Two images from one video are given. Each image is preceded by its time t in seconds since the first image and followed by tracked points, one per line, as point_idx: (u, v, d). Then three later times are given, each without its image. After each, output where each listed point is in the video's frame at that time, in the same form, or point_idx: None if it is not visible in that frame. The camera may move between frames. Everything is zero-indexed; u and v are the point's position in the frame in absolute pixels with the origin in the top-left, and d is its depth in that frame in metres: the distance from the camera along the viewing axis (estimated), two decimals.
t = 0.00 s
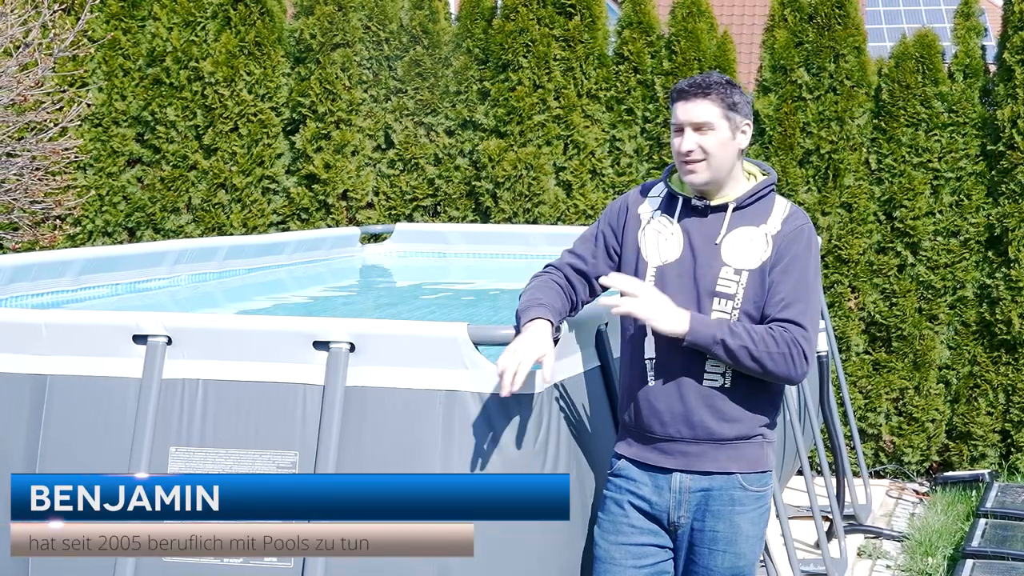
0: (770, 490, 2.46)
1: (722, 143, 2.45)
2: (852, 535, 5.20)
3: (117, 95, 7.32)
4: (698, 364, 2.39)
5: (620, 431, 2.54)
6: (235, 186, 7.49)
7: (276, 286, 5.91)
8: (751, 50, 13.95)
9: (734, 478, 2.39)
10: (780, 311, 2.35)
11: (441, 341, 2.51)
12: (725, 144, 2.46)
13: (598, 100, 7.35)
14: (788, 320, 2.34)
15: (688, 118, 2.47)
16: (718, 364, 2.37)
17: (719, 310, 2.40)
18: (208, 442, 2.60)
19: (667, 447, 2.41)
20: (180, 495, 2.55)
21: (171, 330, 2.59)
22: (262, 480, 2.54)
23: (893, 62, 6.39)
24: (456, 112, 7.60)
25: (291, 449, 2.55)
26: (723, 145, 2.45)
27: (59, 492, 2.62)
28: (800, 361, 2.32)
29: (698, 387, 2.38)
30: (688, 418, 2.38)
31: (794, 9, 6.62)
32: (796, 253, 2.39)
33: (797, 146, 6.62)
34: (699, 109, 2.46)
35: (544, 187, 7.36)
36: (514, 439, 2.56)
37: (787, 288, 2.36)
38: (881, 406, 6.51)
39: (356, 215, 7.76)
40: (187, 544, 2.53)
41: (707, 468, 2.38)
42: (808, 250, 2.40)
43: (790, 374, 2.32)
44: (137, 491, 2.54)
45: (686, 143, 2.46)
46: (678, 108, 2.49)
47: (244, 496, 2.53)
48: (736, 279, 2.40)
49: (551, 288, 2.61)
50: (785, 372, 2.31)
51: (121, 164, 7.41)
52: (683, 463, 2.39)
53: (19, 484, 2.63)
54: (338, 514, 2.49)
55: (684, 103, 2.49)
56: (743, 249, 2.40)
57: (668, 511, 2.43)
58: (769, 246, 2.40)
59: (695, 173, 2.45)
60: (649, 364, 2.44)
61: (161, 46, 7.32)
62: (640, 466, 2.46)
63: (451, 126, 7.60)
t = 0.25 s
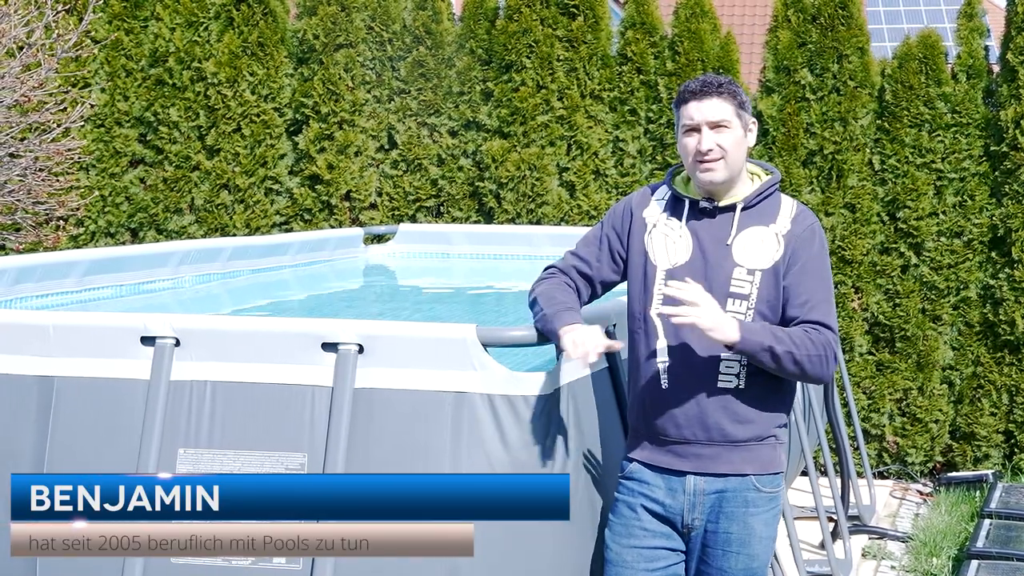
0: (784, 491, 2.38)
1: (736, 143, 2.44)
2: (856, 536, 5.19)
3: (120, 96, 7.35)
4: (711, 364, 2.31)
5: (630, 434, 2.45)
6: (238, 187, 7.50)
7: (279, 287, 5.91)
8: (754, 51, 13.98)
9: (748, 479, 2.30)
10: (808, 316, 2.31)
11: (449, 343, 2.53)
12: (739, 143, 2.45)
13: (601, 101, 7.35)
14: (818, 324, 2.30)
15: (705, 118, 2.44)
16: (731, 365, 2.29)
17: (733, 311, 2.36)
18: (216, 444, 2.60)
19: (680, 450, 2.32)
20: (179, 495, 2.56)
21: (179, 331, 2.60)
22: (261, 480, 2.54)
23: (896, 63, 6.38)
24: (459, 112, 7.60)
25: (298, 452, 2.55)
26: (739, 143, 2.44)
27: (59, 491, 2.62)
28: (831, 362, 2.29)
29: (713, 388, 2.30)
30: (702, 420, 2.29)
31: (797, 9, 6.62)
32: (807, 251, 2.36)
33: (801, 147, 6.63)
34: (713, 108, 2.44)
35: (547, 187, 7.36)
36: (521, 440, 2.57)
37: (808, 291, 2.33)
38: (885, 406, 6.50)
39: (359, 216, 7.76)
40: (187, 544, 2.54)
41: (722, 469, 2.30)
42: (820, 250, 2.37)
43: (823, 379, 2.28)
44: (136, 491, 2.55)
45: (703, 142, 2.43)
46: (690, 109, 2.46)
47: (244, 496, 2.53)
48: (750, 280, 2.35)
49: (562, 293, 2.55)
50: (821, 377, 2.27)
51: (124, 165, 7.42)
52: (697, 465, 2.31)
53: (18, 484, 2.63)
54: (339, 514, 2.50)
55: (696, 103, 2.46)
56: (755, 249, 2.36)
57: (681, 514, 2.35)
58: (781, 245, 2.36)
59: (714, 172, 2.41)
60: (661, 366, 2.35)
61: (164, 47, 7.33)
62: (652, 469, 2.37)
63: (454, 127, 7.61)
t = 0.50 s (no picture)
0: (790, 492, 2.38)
1: (735, 151, 2.40)
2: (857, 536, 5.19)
3: (119, 97, 7.34)
4: (719, 368, 2.31)
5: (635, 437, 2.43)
6: (238, 188, 7.49)
7: (280, 288, 5.90)
8: (754, 50, 13.98)
9: (755, 481, 2.30)
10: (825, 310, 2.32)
11: (455, 345, 2.44)
12: (738, 150, 2.41)
13: (601, 102, 7.35)
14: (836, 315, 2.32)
15: (703, 131, 2.39)
16: (738, 368, 2.30)
17: (741, 313, 2.31)
18: (222, 446, 2.52)
19: (689, 453, 2.31)
20: (180, 495, 2.49)
21: (185, 334, 2.52)
22: (261, 480, 2.46)
23: (896, 64, 6.38)
24: (459, 113, 7.61)
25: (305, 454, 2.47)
26: (737, 152, 2.40)
27: (59, 492, 2.56)
28: (854, 355, 2.31)
29: (720, 390, 2.29)
30: (711, 422, 2.29)
31: (797, 11, 6.62)
32: (812, 252, 2.36)
33: (801, 148, 6.63)
34: (709, 119, 2.39)
35: (547, 189, 7.36)
36: (528, 443, 2.47)
37: (818, 288, 2.33)
38: (885, 407, 6.49)
39: (359, 217, 7.75)
40: (187, 544, 2.46)
41: (730, 472, 2.29)
42: (826, 248, 2.37)
43: (845, 367, 2.30)
44: (137, 491, 2.48)
45: (703, 155, 2.39)
46: (687, 121, 2.40)
47: (244, 496, 2.45)
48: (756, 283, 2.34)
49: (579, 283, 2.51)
50: (846, 363, 2.29)
51: (123, 165, 7.42)
52: (706, 469, 2.30)
53: (18, 484, 2.56)
54: (338, 515, 2.41)
55: (692, 116, 2.41)
56: (761, 250, 2.35)
57: (690, 516, 2.33)
58: (785, 246, 2.36)
59: (716, 183, 2.38)
60: (669, 370, 2.33)
61: (164, 48, 7.32)
62: (661, 471, 2.35)
63: (454, 128, 7.61)
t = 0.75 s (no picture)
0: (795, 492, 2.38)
1: (735, 151, 2.37)
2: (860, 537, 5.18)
3: (120, 98, 7.33)
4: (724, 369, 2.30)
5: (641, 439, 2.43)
6: (239, 188, 7.49)
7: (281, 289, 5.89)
8: (756, 52, 13.98)
9: (761, 482, 2.30)
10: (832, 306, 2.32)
11: (462, 347, 2.42)
12: (738, 151, 2.39)
13: (602, 102, 7.35)
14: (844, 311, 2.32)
15: (703, 131, 2.37)
16: (743, 368, 2.30)
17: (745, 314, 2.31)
18: (229, 447, 2.49)
19: (696, 455, 2.31)
20: (179, 495, 2.46)
21: (192, 335, 2.50)
22: (261, 480, 2.43)
23: (898, 65, 6.38)
24: (461, 114, 7.61)
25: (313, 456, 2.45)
26: (738, 152, 2.38)
27: (59, 492, 2.52)
28: (861, 352, 2.30)
29: (726, 392, 2.29)
30: (717, 424, 2.28)
31: (799, 11, 6.65)
32: (815, 252, 2.34)
33: (803, 148, 6.63)
34: (709, 120, 2.37)
35: (548, 189, 7.36)
36: (535, 444, 2.45)
37: (823, 286, 2.33)
38: (887, 408, 6.47)
39: (360, 218, 7.74)
40: (187, 544, 2.44)
41: (736, 473, 2.29)
42: (830, 246, 2.36)
43: (851, 363, 2.30)
44: (137, 491, 2.46)
45: (703, 155, 2.37)
46: (687, 122, 2.38)
47: (244, 496, 2.43)
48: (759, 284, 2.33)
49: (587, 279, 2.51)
50: (852, 359, 2.29)
51: (124, 166, 7.41)
52: (712, 470, 2.30)
53: (18, 484, 2.52)
54: (338, 514, 2.40)
55: (692, 117, 2.38)
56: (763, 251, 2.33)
57: (696, 517, 2.33)
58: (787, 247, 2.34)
59: (717, 183, 2.36)
60: (674, 372, 2.33)
61: (165, 49, 7.33)
62: (667, 473, 2.34)
63: (455, 128, 7.62)
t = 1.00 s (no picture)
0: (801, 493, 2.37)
1: (736, 150, 2.36)
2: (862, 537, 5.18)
3: (120, 98, 7.33)
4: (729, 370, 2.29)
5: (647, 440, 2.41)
6: (239, 189, 7.49)
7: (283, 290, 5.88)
8: (757, 53, 14.00)
9: (768, 483, 2.29)
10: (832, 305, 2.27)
11: (469, 348, 2.43)
12: (739, 150, 2.38)
13: (603, 103, 7.35)
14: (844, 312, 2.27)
15: (704, 130, 2.36)
16: (749, 368, 2.27)
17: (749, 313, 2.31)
18: (237, 448, 2.48)
19: (702, 455, 2.29)
20: (180, 495, 2.43)
21: (199, 336, 2.49)
22: (262, 480, 2.43)
23: (898, 65, 6.38)
24: (461, 114, 7.62)
25: (320, 457, 2.44)
26: (738, 152, 2.37)
27: (59, 492, 2.50)
28: (860, 350, 2.25)
29: (732, 392, 2.27)
30: (723, 424, 2.26)
31: (800, 11, 6.66)
32: (819, 250, 2.31)
33: (803, 148, 6.65)
34: (709, 118, 2.36)
35: (549, 189, 7.36)
36: (543, 445, 2.45)
37: (823, 283, 2.29)
38: (888, 408, 6.46)
39: (361, 218, 7.73)
40: (187, 544, 2.41)
41: (742, 474, 2.27)
42: (831, 244, 2.32)
43: (853, 366, 2.26)
44: (136, 492, 2.46)
45: (704, 154, 2.35)
46: (687, 121, 2.37)
47: (244, 496, 2.42)
48: (762, 283, 2.32)
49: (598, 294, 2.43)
50: (849, 361, 2.24)
51: (124, 166, 7.40)
52: (719, 470, 2.27)
53: (18, 484, 2.50)
54: (341, 514, 2.38)
55: (693, 116, 2.38)
56: (765, 250, 2.32)
57: (703, 518, 2.31)
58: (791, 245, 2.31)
59: (718, 183, 2.34)
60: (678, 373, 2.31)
61: (165, 49, 7.33)
62: (673, 474, 2.32)
63: (456, 129, 7.63)
